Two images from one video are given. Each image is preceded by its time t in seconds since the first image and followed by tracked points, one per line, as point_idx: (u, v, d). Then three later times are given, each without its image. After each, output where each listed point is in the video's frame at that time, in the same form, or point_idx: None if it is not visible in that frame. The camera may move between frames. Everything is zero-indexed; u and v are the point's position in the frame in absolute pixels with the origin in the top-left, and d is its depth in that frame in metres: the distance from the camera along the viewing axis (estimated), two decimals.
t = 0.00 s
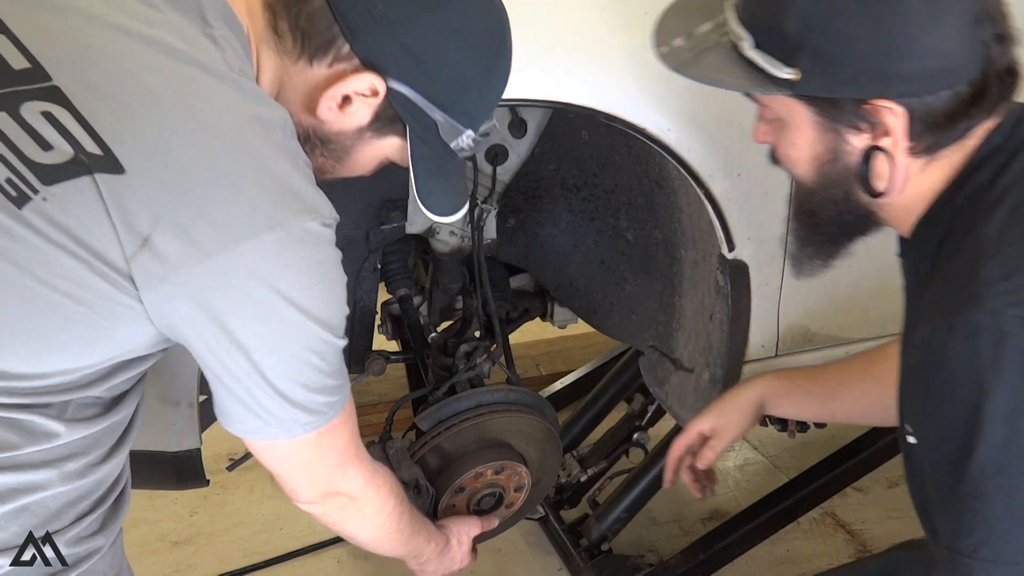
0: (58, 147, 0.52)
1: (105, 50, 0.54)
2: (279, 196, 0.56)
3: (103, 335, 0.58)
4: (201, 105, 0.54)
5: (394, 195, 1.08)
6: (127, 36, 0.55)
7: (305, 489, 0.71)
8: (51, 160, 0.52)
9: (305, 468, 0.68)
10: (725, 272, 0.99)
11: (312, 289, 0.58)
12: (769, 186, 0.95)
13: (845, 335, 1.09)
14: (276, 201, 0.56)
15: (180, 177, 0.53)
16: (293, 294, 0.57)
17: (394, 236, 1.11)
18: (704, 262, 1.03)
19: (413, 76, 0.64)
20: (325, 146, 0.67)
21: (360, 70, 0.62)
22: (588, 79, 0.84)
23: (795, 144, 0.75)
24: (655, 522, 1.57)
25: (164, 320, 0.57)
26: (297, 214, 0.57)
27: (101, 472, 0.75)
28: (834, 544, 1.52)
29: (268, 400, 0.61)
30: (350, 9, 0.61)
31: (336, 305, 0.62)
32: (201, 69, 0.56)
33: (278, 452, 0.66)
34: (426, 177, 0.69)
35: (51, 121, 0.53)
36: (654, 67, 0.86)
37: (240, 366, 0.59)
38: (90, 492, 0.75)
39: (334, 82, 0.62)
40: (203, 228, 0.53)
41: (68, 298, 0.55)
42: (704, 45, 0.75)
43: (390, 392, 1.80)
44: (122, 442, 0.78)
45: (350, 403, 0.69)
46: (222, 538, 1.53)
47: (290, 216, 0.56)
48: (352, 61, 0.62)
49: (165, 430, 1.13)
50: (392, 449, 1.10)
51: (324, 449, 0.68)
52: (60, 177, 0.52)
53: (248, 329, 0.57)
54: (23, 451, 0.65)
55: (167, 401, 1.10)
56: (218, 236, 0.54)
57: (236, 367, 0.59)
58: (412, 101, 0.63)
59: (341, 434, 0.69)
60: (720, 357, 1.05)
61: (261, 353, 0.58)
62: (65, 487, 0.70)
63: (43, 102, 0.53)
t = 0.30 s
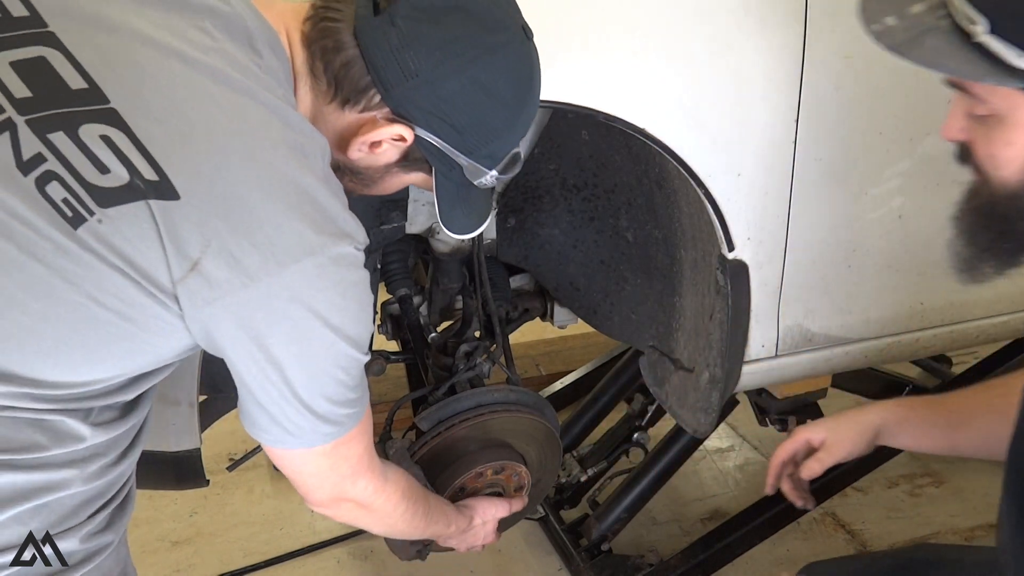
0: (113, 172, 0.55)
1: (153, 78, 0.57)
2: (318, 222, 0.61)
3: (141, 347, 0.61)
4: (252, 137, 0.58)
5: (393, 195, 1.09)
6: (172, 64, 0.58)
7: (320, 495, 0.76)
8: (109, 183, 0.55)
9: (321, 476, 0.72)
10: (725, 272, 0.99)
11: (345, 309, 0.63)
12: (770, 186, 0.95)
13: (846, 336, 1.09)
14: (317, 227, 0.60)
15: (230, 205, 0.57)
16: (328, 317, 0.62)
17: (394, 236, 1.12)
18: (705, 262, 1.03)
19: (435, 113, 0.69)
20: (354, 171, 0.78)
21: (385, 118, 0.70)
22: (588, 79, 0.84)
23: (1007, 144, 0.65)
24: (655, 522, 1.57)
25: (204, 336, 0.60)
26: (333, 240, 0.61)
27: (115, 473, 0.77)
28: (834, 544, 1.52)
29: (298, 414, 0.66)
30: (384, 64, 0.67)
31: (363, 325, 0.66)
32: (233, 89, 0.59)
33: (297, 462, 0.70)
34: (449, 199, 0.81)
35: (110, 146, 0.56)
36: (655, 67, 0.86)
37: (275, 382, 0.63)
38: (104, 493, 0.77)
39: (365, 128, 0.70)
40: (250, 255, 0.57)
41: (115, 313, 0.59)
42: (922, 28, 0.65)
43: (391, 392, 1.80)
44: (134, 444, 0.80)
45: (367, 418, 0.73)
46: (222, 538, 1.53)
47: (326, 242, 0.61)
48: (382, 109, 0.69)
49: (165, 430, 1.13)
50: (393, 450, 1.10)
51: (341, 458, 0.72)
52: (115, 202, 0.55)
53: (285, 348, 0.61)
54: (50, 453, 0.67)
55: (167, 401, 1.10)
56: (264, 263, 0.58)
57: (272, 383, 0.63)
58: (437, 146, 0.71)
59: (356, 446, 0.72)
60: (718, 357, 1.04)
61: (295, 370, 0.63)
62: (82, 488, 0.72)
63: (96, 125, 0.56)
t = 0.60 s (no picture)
0: (138, 179, 0.57)
1: (177, 86, 0.60)
2: (340, 229, 0.63)
3: (159, 353, 0.63)
4: (276, 148, 0.61)
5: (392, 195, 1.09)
6: (196, 75, 0.60)
7: (320, 499, 0.76)
8: (132, 191, 0.57)
9: (324, 483, 0.73)
10: (725, 273, 0.99)
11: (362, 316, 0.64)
12: (770, 186, 0.95)
13: (846, 336, 1.09)
14: (339, 233, 0.62)
15: (256, 212, 0.59)
16: (347, 321, 0.64)
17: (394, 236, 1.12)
18: (705, 262, 1.03)
19: (448, 132, 0.70)
20: (372, 186, 0.79)
21: (412, 141, 0.71)
22: (587, 79, 0.84)
23: None
24: (655, 522, 1.57)
25: (225, 341, 0.62)
26: (355, 246, 0.63)
27: (123, 479, 0.77)
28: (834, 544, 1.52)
29: (313, 421, 0.67)
30: (402, 88, 0.67)
31: (378, 328, 0.68)
32: (251, 99, 0.61)
33: (303, 469, 0.71)
34: (461, 209, 0.81)
35: (136, 152, 0.58)
36: (654, 67, 0.86)
37: (292, 385, 0.64)
38: (111, 497, 0.77)
39: (384, 147, 0.72)
40: (276, 261, 0.59)
41: (134, 318, 0.60)
42: None
43: (391, 392, 1.80)
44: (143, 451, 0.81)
45: (373, 426, 0.73)
46: (222, 538, 1.53)
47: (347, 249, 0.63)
48: (400, 129, 0.71)
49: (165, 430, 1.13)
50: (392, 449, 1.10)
51: (345, 464, 0.72)
52: (139, 209, 0.57)
53: (304, 353, 0.63)
54: (60, 459, 0.68)
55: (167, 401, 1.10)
56: (288, 269, 0.59)
57: (291, 390, 0.64)
58: (453, 165, 0.73)
59: (359, 454, 0.73)
60: (718, 356, 1.04)
61: (312, 376, 0.64)
62: (90, 493, 0.73)
63: (122, 132, 0.58)
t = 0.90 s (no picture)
0: (146, 178, 0.57)
1: (182, 89, 0.60)
2: (344, 229, 0.63)
3: (165, 354, 0.63)
4: (281, 148, 0.61)
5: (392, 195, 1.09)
6: (203, 77, 0.61)
7: (301, 492, 0.76)
8: (141, 192, 0.57)
9: (305, 476, 0.73)
10: (725, 273, 0.99)
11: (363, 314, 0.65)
12: (769, 186, 0.95)
13: (846, 336, 1.09)
14: (342, 234, 0.63)
15: (261, 212, 0.59)
16: (347, 319, 0.64)
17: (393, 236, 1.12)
18: (704, 262, 1.03)
19: (448, 129, 0.70)
20: (372, 185, 0.79)
21: (411, 137, 0.71)
22: (587, 79, 0.84)
23: None
24: (655, 522, 1.57)
25: (229, 340, 0.62)
26: (359, 247, 0.64)
27: (126, 478, 0.77)
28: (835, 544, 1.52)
29: (307, 418, 0.67)
30: (400, 85, 0.67)
31: (377, 327, 0.68)
32: (256, 101, 0.62)
33: (285, 460, 0.71)
34: (462, 207, 0.81)
35: (143, 153, 0.58)
36: (654, 67, 0.86)
37: (292, 382, 0.64)
38: (114, 498, 0.77)
39: (382, 145, 0.72)
40: (279, 260, 0.59)
41: (142, 318, 0.60)
42: None
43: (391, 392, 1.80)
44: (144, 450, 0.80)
45: (361, 422, 0.73)
46: (222, 539, 1.53)
47: (351, 249, 0.63)
48: (398, 127, 0.71)
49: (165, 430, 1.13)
50: (390, 448, 1.10)
51: (330, 460, 0.72)
52: (148, 208, 0.57)
53: (305, 351, 0.63)
54: (65, 458, 0.68)
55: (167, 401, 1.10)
56: (292, 268, 0.60)
57: (290, 388, 0.65)
58: (452, 162, 0.72)
59: (343, 449, 0.72)
60: (718, 356, 1.04)
61: (311, 374, 0.64)
62: (93, 494, 0.72)
63: (130, 132, 0.58)
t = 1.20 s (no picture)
0: (158, 174, 0.58)
1: (190, 87, 0.60)
2: (352, 225, 0.63)
3: (176, 352, 0.64)
4: (289, 145, 0.61)
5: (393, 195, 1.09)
6: (211, 76, 0.61)
7: (293, 492, 0.75)
8: (152, 189, 0.57)
9: (298, 474, 0.72)
10: (726, 273, 0.99)
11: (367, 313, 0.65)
12: (770, 186, 0.95)
13: (846, 335, 1.09)
14: (351, 230, 0.63)
15: (271, 208, 0.59)
16: (352, 316, 0.64)
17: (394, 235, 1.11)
18: (704, 262, 1.03)
19: (453, 123, 0.69)
20: (377, 182, 0.79)
21: (417, 133, 0.71)
22: (588, 78, 0.84)
23: None
24: (655, 522, 1.57)
25: (238, 336, 0.62)
26: (367, 244, 0.64)
27: (134, 477, 0.77)
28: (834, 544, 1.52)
29: (310, 415, 0.67)
30: (407, 80, 0.68)
31: (381, 323, 0.68)
32: (264, 99, 0.62)
33: (280, 458, 0.70)
34: (466, 203, 0.81)
35: (156, 150, 0.58)
36: (654, 67, 0.86)
37: (298, 379, 0.64)
38: (123, 497, 0.77)
39: (389, 140, 0.71)
40: (288, 256, 0.59)
41: (154, 315, 0.60)
42: None
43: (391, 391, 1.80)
44: (153, 448, 0.80)
45: (357, 422, 0.73)
46: (223, 539, 1.53)
47: (358, 247, 0.63)
48: (405, 122, 0.71)
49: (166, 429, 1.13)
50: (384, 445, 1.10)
51: (326, 458, 0.72)
52: (161, 205, 0.57)
53: (312, 347, 0.63)
54: (76, 457, 0.68)
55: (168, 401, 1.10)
56: (302, 263, 0.60)
57: (294, 384, 0.65)
58: (457, 157, 0.72)
59: (339, 448, 0.72)
60: (718, 356, 1.04)
61: (316, 371, 0.64)
62: (103, 492, 0.73)
63: (142, 130, 0.58)
